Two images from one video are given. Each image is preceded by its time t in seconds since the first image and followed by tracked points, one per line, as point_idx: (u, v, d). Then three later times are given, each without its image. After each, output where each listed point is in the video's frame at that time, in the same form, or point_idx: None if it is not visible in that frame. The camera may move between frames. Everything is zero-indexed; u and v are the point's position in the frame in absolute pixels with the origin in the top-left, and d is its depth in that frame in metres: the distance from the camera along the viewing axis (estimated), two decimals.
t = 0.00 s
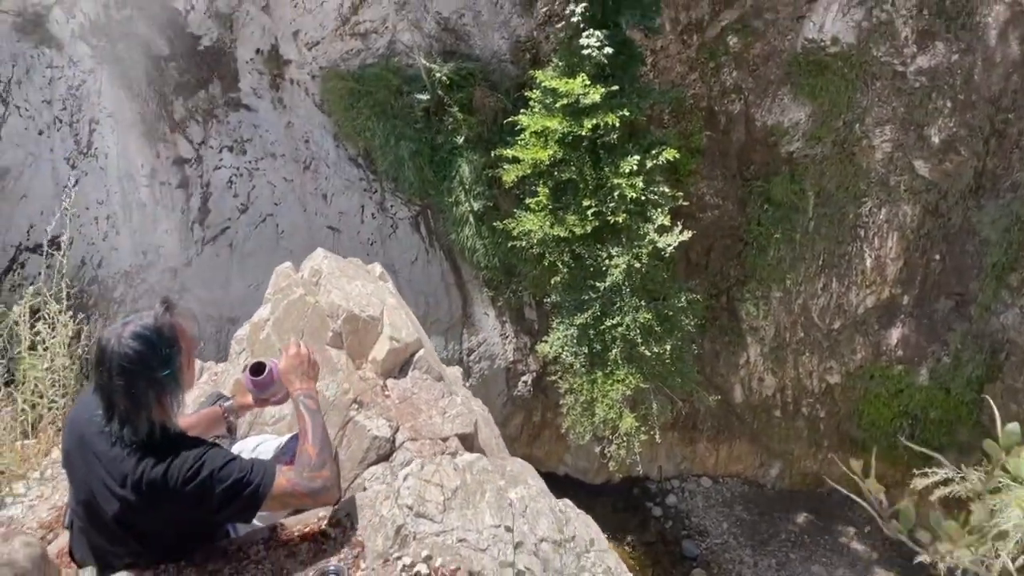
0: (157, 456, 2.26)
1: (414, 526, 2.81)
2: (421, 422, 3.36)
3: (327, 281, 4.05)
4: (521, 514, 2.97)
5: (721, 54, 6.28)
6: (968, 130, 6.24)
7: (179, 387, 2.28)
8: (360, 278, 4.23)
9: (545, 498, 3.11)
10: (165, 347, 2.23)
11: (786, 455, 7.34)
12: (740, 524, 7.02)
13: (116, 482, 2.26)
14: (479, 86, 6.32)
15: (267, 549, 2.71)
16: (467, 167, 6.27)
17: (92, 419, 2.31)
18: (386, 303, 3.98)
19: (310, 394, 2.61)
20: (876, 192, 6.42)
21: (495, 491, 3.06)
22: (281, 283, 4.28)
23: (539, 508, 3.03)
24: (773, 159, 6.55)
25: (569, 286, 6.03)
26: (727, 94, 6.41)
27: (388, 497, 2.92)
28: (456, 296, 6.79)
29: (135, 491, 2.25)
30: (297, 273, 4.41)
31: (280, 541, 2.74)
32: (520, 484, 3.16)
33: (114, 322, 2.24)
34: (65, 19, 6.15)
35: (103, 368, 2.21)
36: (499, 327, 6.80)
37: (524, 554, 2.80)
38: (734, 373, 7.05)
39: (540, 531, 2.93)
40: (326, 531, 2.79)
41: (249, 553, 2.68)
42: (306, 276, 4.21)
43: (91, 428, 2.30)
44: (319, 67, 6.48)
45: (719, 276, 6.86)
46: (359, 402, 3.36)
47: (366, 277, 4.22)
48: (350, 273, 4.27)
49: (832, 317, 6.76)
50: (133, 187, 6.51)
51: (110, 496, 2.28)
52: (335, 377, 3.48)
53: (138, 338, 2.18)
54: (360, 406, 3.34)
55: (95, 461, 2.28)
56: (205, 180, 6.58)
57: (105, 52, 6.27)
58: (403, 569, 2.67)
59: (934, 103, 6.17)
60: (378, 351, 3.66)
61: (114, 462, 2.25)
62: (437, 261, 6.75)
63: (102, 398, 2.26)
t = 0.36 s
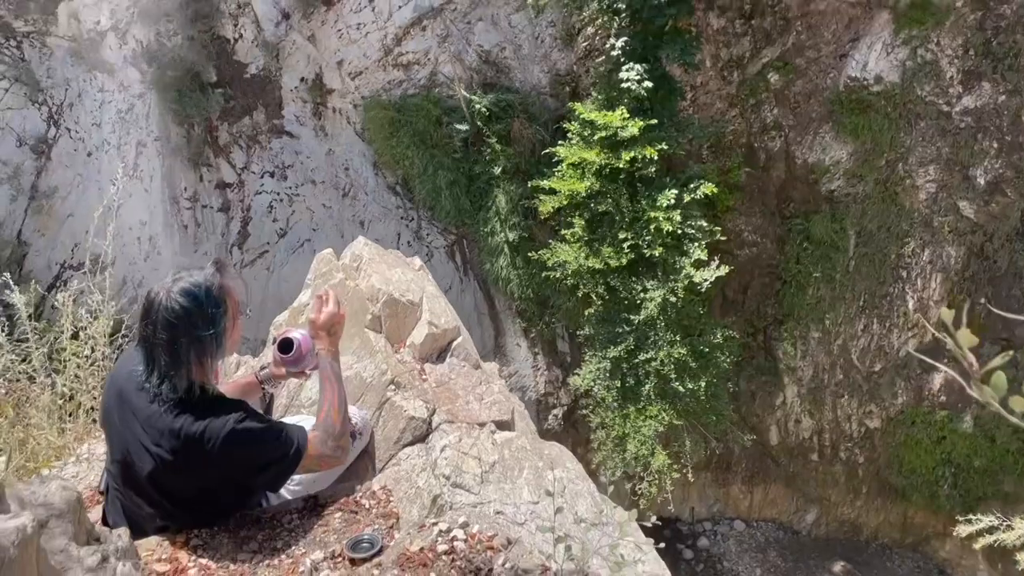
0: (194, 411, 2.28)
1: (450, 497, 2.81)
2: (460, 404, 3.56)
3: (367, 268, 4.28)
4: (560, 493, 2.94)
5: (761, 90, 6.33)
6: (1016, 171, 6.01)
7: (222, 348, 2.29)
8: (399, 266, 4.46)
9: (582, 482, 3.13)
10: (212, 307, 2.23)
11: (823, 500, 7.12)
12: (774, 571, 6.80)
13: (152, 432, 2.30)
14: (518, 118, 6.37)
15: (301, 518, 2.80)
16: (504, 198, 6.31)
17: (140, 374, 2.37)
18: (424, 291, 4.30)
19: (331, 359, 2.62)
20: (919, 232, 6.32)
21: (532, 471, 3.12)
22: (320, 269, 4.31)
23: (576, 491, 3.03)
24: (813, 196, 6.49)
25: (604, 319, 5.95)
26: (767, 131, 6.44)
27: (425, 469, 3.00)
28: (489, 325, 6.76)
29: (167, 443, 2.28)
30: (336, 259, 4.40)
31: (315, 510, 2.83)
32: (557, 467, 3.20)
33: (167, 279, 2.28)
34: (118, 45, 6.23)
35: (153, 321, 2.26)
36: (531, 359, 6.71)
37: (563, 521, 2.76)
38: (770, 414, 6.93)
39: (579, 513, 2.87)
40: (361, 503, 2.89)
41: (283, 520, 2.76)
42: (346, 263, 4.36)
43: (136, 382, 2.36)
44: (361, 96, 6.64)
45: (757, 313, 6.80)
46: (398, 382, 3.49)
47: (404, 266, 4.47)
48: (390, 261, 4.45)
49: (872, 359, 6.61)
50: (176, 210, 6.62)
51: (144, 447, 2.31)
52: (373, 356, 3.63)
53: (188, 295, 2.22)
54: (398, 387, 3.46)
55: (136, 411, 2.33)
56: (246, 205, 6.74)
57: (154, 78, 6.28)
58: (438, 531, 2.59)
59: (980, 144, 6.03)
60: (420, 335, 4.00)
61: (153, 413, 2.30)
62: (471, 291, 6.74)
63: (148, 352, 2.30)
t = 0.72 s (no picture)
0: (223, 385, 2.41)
1: (480, 472, 2.83)
2: (489, 392, 3.60)
3: (398, 254, 4.30)
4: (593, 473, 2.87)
5: (791, 116, 6.35)
6: None
7: (248, 322, 2.39)
8: (430, 256, 4.49)
9: (615, 468, 3.00)
10: (240, 281, 2.33)
11: (847, 532, 7.01)
12: None
13: (181, 405, 2.42)
14: (545, 140, 6.44)
15: (328, 492, 2.76)
16: (530, 219, 6.31)
17: (167, 344, 2.50)
18: (455, 279, 4.34)
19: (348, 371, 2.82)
20: (949, 262, 6.21)
21: (563, 453, 3.02)
22: (352, 257, 4.34)
23: (608, 479, 2.91)
24: (842, 225, 6.44)
25: (627, 342, 5.92)
26: (796, 157, 6.45)
27: (456, 447, 3.02)
28: (511, 343, 6.65)
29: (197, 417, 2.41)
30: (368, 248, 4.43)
31: (342, 486, 2.79)
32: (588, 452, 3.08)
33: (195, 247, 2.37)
34: (153, 60, 6.32)
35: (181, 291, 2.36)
36: (553, 380, 6.66)
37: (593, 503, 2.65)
38: (794, 445, 6.81)
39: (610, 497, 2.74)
40: (390, 479, 2.86)
41: (310, 494, 2.73)
42: (378, 251, 4.37)
43: (164, 353, 2.48)
44: (391, 115, 6.73)
45: (782, 342, 6.70)
46: (428, 367, 3.57)
47: (436, 255, 4.50)
48: (421, 251, 4.48)
49: (900, 391, 6.52)
50: (204, 223, 6.66)
51: (172, 421, 2.44)
52: (403, 341, 3.72)
53: (215, 265, 2.29)
54: (427, 371, 3.55)
55: (165, 383, 2.45)
56: (274, 220, 6.80)
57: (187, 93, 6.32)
58: (468, 503, 2.57)
59: (1014, 175, 5.93)
60: (449, 322, 4.06)
61: (183, 384, 2.43)
62: (494, 308, 6.69)
63: (177, 323, 2.41)
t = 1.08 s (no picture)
0: (236, 362, 2.48)
1: (498, 451, 2.76)
2: (505, 375, 3.66)
3: (416, 238, 4.31)
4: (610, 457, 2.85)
5: (805, 124, 6.34)
6: None
7: (264, 301, 2.42)
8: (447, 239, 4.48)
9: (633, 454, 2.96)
10: (256, 261, 2.35)
11: (854, 545, 6.89)
12: None
13: (196, 380, 2.50)
14: (558, 144, 6.44)
15: (343, 470, 2.84)
16: (541, 223, 6.31)
17: (182, 320, 2.56)
18: (472, 264, 4.33)
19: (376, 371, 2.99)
20: (963, 274, 6.16)
21: (580, 436, 3.03)
22: (368, 240, 4.26)
23: (626, 461, 2.90)
24: (855, 235, 6.43)
25: (637, 348, 5.92)
26: (810, 165, 6.43)
27: (474, 427, 3.00)
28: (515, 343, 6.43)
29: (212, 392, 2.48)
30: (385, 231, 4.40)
31: (356, 464, 2.85)
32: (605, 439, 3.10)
33: (213, 224, 2.40)
34: (170, 59, 6.37)
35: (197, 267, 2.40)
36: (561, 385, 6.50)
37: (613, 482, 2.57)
38: (803, 454, 6.73)
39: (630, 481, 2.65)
40: (405, 457, 2.88)
41: (325, 471, 2.82)
42: (395, 234, 4.37)
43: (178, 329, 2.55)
44: (404, 117, 6.75)
45: (793, 351, 6.68)
46: (444, 350, 3.64)
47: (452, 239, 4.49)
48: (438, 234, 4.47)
49: (911, 403, 6.45)
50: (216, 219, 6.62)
51: (187, 397, 2.51)
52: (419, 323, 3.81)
53: (231, 244, 2.33)
54: (443, 354, 3.61)
55: (180, 359, 2.52)
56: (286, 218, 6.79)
57: (203, 92, 6.38)
58: (487, 479, 2.50)
59: None
60: (465, 307, 4.08)
61: (197, 359, 2.50)
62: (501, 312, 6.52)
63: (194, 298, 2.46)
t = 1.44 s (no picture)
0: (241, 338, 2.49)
1: (506, 422, 2.74)
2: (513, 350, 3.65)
3: (424, 214, 4.29)
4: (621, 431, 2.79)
5: (815, 119, 6.30)
6: None
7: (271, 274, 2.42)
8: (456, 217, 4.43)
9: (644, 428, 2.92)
10: (264, 236, 2.34)
11: (856, 542, 6.84)
12: None
13: (198, 353, 2.52)
14: (567, 136, 6.43)
15: (349, 440, 2.82)
16: (548, 215, 6.28)
17: (188, 291, 2.57)
18: (482, 240, 4.28)
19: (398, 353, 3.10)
20: (971, 271, 6.13)
21: (591, 411, 2.94)
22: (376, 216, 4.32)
23: (638, 435, 2.79)
24: (863, 231, 6.40)
25: (640, 341, 5.86)
26: (819, 160, 6.37)
27: (483, 400, 3.00)
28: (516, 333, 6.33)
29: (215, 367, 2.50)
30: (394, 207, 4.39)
31: (361, 437, 2.83)
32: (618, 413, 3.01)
33: (222, 195, 2.40)
34: (178, 45, 6.33)
35: (205, 239, 2.41)
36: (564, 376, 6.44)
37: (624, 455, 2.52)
38: (807, 450, 6.66)
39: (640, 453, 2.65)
40: (412, 429, 2.86)
41: (329, 442, 2.80)
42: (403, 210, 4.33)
43: (184, 301, 2.56)
44: (411, 106, 6.74)
45: (799, 346, 6.65)
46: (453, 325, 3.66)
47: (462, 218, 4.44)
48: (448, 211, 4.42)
49: (916, 401, 6.44)
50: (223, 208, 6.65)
51: (189, 369, 2.53)
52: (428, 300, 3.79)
53: (238, 218, 2.32)
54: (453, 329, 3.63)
55: (185, 331, 2.54)
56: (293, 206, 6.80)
57: (212, 78, 6.36)
58: (495, 449, 2.45)
59: None
60: (474, 284, 4.04)
61: (202, 332, 2.52)
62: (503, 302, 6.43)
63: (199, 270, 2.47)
